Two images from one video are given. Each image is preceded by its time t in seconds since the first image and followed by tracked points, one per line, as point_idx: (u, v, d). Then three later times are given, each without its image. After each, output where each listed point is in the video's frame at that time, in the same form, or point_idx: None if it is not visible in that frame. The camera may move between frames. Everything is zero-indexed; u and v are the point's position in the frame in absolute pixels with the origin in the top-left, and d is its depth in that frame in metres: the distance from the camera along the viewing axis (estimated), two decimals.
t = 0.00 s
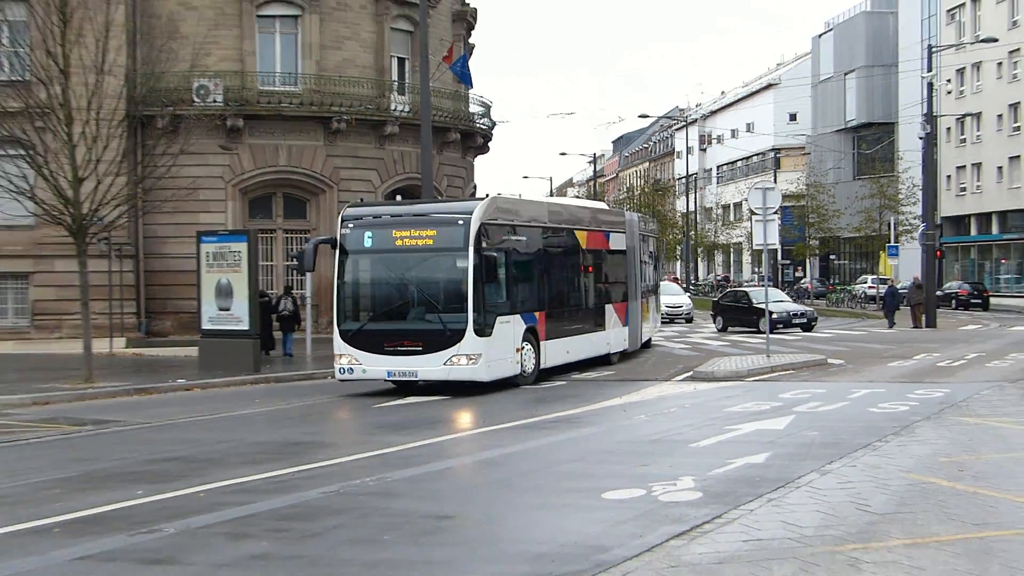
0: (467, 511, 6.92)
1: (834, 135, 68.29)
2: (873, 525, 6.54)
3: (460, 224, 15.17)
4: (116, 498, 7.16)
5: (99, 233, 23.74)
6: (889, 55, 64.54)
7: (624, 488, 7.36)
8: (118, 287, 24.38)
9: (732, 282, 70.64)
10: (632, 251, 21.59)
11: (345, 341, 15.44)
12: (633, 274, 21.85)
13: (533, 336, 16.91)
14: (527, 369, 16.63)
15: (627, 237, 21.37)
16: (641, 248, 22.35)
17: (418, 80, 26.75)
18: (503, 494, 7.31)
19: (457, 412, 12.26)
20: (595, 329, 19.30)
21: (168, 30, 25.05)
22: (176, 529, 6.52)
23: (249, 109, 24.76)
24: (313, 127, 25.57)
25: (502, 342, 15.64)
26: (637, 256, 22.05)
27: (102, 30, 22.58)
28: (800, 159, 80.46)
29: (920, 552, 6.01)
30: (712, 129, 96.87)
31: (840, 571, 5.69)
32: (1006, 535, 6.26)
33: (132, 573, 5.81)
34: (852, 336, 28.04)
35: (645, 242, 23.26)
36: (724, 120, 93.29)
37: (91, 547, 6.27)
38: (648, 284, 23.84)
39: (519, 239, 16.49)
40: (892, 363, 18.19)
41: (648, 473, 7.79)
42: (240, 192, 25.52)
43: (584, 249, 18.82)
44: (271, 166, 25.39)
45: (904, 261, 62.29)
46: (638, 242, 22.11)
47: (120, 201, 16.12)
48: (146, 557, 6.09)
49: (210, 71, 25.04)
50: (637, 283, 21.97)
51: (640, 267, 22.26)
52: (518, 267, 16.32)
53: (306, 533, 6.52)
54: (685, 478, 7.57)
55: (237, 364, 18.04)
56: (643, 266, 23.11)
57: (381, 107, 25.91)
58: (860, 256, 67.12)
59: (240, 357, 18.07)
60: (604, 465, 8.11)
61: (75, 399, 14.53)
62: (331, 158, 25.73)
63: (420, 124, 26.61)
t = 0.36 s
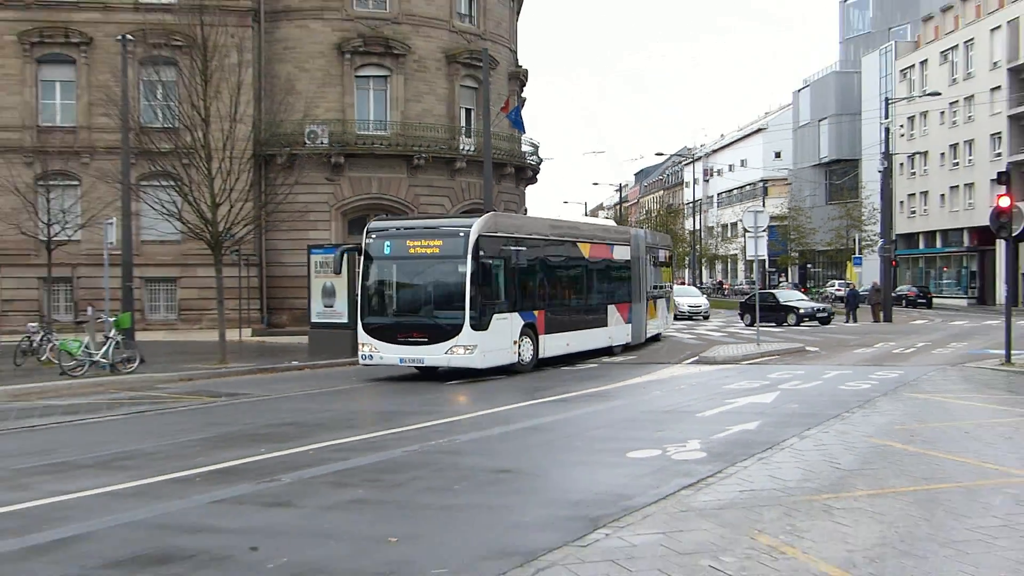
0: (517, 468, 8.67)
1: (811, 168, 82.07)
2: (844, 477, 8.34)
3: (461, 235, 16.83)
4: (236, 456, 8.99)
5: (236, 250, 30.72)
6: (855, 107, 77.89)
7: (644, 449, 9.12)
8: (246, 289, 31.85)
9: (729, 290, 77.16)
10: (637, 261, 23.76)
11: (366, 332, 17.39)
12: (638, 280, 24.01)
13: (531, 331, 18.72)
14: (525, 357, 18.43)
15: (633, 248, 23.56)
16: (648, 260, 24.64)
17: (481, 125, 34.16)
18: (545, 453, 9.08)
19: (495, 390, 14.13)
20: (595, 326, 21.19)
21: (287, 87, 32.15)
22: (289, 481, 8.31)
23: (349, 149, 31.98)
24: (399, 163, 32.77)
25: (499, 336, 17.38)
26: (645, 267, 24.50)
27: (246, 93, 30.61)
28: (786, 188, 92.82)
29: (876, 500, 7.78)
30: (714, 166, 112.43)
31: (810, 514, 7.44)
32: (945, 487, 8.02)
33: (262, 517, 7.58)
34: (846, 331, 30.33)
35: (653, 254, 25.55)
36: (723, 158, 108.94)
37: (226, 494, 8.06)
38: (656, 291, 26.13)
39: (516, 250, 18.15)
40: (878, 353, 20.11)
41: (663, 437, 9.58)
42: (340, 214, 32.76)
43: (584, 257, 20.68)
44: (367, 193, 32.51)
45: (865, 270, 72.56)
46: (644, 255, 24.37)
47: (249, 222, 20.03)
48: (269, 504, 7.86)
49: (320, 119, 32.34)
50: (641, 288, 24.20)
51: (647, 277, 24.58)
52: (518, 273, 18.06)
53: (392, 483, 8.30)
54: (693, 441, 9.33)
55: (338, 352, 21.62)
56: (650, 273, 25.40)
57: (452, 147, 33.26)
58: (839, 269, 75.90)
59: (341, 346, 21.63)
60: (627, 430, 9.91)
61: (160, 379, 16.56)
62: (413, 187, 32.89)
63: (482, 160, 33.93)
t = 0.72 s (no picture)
0: (540, 443, 10.02)
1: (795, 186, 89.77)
2: (825, 451, 9.71)
3: (440, 240, 18.11)
4: (295, 432, 10.39)
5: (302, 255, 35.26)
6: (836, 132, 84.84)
7: (652, 426, 10.51)
8: (310, 288, 36.37)
9: (725, 293, 82.98)
10: (628, 265, 25.40)
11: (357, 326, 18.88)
12: (629, 283, 25.70)
13: (513, 327, 20.14)
14: (505, 350, 19.85)
15: (623, 253, 25.17)
16: (640, 263, 26.33)
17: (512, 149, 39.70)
18: (565, 430, 10.45)
19: (513, 377, 15.68)
20: (580, 324, 22.70)
21: (346, 116, 37.31)
22: (343, 454, 9.68)
23: (400, 168, 36.93)
24: (442, 180, 37.76)
25: (476, 332, 18.68)
26: (636, 272, 26.15)
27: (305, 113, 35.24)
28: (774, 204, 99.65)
29: (852, 471, 9.10)
30: (713, 183, 119.90)
31: (793, 483, 8.76)
32: (910, 460, 9.35)
33: (322, 485, 8.93)
34: (842, 329, 32.04)
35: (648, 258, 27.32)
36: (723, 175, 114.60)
37: (290, 465, 9.43)
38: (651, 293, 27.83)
39: (498, 253, 19.51)
40: (870, 350, 21.54)
41: (667, 416, 10.96)
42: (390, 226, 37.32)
43: (569, 260, 22.12)
44: (414, 207, 37.39)
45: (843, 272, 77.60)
46: (636, 260, 26.05)
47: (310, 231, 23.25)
48: (328, 474, 9.22)
49: (374, 143, 37.31)
50: (633, 289, 25.90)
51: (639, 280, 26.26)
52: (498, 274, 19.42)
53: (432, 456, 9.66)
54: (694, 420, 10.71)
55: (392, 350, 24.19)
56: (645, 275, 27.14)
57: (487, 167, 38.42)
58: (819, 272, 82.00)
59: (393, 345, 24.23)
60: (636, 410, 11.33)
61: (209, 365, 18.12)
62: (454, 202, 37.99)
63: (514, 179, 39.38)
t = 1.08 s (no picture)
0: (557, 428, 11.17)
1: (784, 197, 92.13)
2: (811, 432, 10.90)
3: (412, 242, 19.10)
4: (339, 416, 11.64)
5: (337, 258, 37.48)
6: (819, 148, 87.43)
7: (657, 410, 11.76)
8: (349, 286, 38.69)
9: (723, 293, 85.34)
10: (613, 267, 26.54)
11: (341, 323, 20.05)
12: (616, 283, 26.86)
13: (491, 324, 21.12)
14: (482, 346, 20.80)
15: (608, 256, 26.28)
16: (629, 265, 27.48)
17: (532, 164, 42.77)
18: (580, 413, 11.70)
19: (526, 368, 17.12)
20: (562, 321, 23.74)
21: (387, 137, 40.40)
22: (382, 437, 10.85)
23: (433, 182, 39.98)
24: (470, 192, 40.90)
25: (449, 329, 19.61)
26: (624, 274, 27.27)
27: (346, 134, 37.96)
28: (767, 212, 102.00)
29: (835, 449, 10.26)
30: (710, 194, 122.72)
31: (783, 460, 9.90)
32: (887, 440, 10.52)
33: (365, 462, 10.10)
34: (838, 324, 33.39)
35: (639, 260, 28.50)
36: (720, 186, 117.18)
37: (335, 445, 10.63)
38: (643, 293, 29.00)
39: (475, 254, 20.48)
40: (859, 344, 22.93)
41: (670, 402, 12.22)
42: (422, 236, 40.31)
43: (548, 261, 23.12)
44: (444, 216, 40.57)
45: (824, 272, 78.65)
46: (625, 262, 27.22)
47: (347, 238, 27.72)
48: (368, 453, 10.39)
49: (410, 159, 40.39)
50: (621, 289, 27.06)
51: (628, 281, 27.39)
52: (474, 273, 20.40)
53: (462, 439, 10.83)
54: (694, 404, 11.96)
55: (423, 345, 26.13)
56: (636, 275, 28.37)
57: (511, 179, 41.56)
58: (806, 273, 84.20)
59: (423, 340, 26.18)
60: (642, 396, 12.60)
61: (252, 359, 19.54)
62: (481, 210, 41.03)
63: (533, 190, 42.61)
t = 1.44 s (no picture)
0: (582, 425, 11.63)
1: (781, 204, 93.46)
2: (808, 419, 11.57)
3: (390, 243, 19.32)
4: (371, 408, 12.50)
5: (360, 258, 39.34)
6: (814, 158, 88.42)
7: (665, 398, 12.83)
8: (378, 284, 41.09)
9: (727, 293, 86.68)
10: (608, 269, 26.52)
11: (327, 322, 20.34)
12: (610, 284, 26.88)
13: (473, 323, 21.17)
14: (463, 345, 20.85)
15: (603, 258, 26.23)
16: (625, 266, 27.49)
17: (551, 174, 44.46)
18: (595, 405, 12.54)
19: (540, 362, 18.11)
20: (550, 321, 23.71)
21: (419, 152, 42.09)
22: (419, 430, 11.45)
23: (461, 192, 41.77)
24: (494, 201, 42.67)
25: (427, 328, 19.71)
26: (619, 275, 27.25)
27: (382, 148, 39.37)
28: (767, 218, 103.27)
29: (831, 434, 10.73)
30: (714, 201, 124.34)
31: (782, 445, 10.27)
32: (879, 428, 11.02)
33: (402, 449, 10.60)
34: (839, 321, 34.19)
35: (635, 261, 28.58)
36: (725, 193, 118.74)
37: (377, 436, 11.20)
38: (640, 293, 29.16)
39: (455, 255, 20.49)
40: (852, 338, 23.99)
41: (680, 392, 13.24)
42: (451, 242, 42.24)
43: (536, 263, 23.09)
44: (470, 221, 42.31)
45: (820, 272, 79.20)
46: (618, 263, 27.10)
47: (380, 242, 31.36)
48: (405, 443, 10.91)
49: (440, 171, 42.15)
50: (614, 289, 27.01)
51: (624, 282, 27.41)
52: (454, 275, 20.41)
53: (493, 432, 11.38)
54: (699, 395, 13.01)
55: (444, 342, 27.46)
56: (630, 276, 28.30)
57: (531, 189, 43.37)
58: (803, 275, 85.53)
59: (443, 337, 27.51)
60: (651, 390, 13.45)
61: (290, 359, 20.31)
62: (505, 218, 42.87)
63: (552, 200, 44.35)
